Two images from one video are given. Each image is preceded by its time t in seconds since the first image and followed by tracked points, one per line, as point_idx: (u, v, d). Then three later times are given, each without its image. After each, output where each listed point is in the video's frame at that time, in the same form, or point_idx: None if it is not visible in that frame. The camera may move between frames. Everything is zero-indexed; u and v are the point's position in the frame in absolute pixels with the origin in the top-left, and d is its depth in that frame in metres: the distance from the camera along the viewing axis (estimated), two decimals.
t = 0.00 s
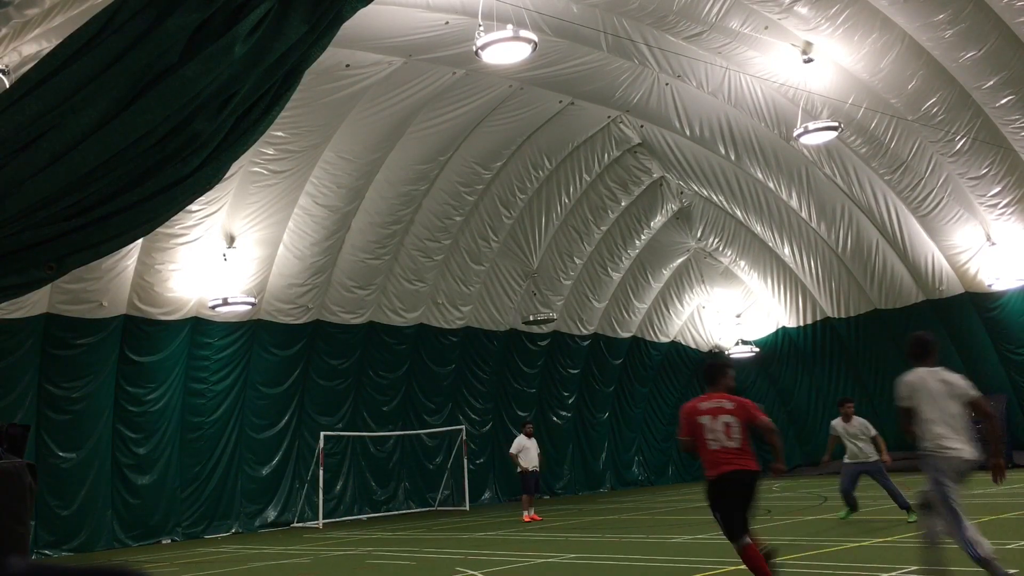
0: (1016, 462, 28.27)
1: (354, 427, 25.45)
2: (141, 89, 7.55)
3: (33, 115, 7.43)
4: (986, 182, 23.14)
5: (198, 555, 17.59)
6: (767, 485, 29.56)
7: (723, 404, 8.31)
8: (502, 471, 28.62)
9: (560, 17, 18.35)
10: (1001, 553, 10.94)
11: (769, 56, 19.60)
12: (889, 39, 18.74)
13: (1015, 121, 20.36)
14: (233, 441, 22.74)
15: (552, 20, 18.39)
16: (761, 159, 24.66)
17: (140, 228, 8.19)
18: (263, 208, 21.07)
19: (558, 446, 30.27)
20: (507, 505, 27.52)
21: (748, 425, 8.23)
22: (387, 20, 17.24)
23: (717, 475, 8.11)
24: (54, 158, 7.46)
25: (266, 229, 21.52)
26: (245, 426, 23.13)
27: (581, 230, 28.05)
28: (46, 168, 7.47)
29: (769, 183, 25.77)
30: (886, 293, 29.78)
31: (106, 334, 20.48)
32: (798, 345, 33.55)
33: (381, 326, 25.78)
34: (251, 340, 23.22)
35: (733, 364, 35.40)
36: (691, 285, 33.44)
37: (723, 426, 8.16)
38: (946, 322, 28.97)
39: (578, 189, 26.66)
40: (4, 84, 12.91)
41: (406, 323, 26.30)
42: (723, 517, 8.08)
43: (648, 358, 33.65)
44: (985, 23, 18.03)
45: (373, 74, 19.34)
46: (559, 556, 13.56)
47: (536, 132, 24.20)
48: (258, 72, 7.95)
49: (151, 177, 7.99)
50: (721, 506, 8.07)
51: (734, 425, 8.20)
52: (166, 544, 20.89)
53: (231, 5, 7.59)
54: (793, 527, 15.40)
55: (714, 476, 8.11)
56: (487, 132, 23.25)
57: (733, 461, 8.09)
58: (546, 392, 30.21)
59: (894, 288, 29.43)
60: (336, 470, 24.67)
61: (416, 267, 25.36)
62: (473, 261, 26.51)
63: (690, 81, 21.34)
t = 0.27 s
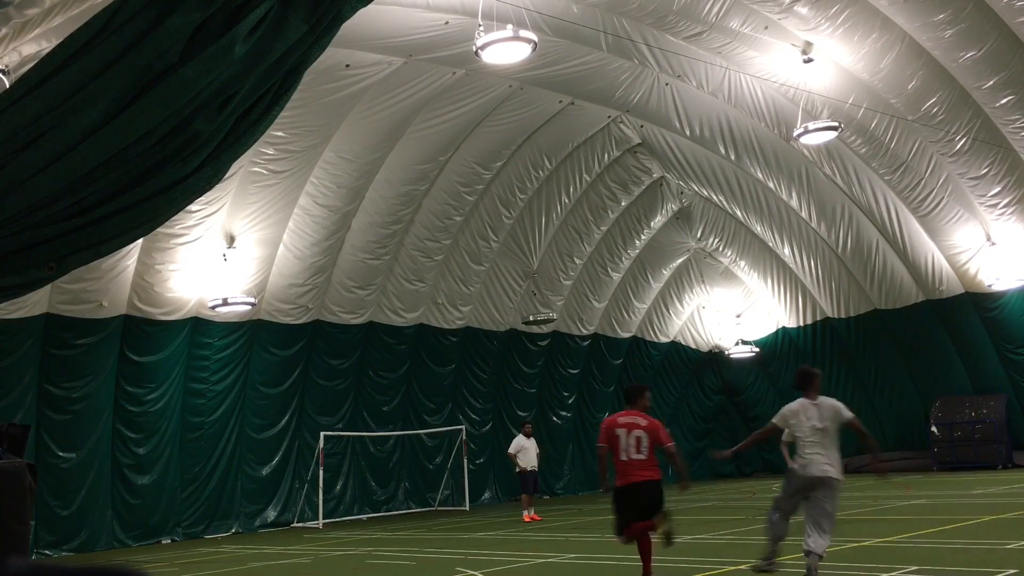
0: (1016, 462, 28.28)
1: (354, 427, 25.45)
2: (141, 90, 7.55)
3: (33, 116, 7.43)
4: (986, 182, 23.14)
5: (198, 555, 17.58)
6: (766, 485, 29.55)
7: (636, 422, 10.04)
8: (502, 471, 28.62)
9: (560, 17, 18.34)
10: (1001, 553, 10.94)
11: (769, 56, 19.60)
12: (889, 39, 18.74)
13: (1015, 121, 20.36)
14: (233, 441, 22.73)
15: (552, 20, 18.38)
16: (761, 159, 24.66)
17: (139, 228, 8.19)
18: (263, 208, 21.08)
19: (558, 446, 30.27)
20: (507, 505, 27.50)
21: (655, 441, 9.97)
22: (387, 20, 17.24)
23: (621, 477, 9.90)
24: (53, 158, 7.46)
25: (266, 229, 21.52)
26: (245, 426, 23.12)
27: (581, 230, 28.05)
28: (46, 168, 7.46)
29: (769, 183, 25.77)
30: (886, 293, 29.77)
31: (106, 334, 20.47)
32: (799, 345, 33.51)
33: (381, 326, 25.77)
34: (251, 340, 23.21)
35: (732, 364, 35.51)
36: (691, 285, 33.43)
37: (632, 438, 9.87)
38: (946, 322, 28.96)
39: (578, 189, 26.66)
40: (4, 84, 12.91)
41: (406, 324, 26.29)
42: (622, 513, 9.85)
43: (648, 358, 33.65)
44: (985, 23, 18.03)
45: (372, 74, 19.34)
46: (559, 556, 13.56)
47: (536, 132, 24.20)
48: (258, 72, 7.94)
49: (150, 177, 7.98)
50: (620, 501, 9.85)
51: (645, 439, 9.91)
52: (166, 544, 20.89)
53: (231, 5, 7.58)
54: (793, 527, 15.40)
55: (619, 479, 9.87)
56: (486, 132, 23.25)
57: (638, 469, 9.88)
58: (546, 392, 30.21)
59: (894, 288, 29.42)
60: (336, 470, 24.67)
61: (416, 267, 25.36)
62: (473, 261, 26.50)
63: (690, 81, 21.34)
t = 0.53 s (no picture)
0: (1016, 461, 28.29)
1: (354, 427, 25.45)
2: (141, 89, 7.56)
3: (33, 115, 7.43)
4: (986, 182, 23.13)
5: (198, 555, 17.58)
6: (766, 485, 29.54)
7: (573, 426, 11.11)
8: (501, 471, 28.61)
9: (560, 17, 18.35)
10: (1000, 552, 10.95)
11: (769, 56, 19.60)
12: (889, 39, 18.74)
13: (1015, 121, 20.36)
14: (233, 441, 22.73)
15: (552, 20, 18.38)
16: (761, 159, 24.66)
17: (139, 228, 8.16)
18: (263, 208, 21.08)
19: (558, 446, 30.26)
20: (507, 505, 27.50)
21: (588, 445, 11.05)
22: (387, 20, 17.25)
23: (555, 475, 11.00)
24: (54, 158, 7.44)
25: (266, 229, 21.52)
26: (245, 426, 23.12)
27: (581, 230, 28.05)
28: (46, 168, 7.44)
29: (769, 183, 25.77)
30: (886, 293, 29.76)
31: (106, 334, 20.47)
32: (799, 345, 33.35)
33: (381, 326, 25.77)
34: (251, 340, 23.21)
35: (732, 364, 35.77)
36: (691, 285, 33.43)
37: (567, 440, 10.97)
38: (946, 322, 28.96)
39: (577, 189, 26.67)
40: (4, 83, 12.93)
41: (406, 324, 26.30)
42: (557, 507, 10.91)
43: (648, 358, 33.64)
44: (985, 23, 18.03)
45: (373, 74, 19.35)
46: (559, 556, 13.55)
47: (536, 132, 24.20)
48: (258, 73, 7.95)
49: (151, 177, 7.97)
50: (553, 496, 10.92)
51: (580, 442, 11.03)
52: (166, 544, 20.88)
53: (231, 5, 7.62)
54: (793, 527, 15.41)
55: (554, 476, 10.98)
56: (486, 132, 23.25)
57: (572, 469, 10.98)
58: (546, 392, 30.21)
59: (894, 288, 29.42)
60: (336, 470, 24.67)
61: (416, 267, 25.36)
62: (473, 261, 26.51)
63: (690, 81, 21.34)
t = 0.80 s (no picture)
0: (1015, 461, 28.28)
1: (354, 427, 25.45)
2: (141, 89, 7.55)
3: (33, 115, 7.42)
4: (986, 182, 23.13)
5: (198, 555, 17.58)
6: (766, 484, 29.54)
7: (523, 428, 12.80)
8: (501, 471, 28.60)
9: (560, 17, 18.35)
10: (1000, 552, 10.95)
11: (769, 56, 19.59)
12: (889, 40, 18.74)
13: (1015, 121, 20.36)
14: (233, 441, 22.73)
15: (552, 20, 18.38)
16: (761, 159, 24.66)
17: (139, 228, 8.16)
18: (263, 208, 21.07)
19: (558, 446, 30.26)
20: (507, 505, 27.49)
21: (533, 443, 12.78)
22: (387, 20, 17.25)
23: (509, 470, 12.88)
24: (54, 158, 7.44)
25: (266, 228, 21.52)
26: (245, 426, 23.12)
27: (581, 230, 28.05)
28: (46, 168, 7.44)
29: (769, 183, 25.77)
30: (886, 293, 29.76)
31: (106, 334, 20.47)
32: (798, 345, 33.42)
33: (381, 326, 25.77)
34: (251, 340, 23.21)
35: (732, 364, 35.62)
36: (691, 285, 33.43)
37: (512, 441, 12.79)
38: (946, 322, 28.96)
39: (577, 189, 26.67)
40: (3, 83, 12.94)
41: (406, 324, 26.29)
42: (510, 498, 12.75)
43: (649, 358, 33.64)
44: (984, 23, 18.03)
45: (373, 74, 19.34)
46: (559, 556, 13.55)
47: (536, 132, 24.20)
48: (258, 72, 7.94)
49: (150, 177, 7.96)
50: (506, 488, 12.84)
51: (525, 443, 12.76)
52: (165, 544, 20.88)
53: (231, 5, 7.60)
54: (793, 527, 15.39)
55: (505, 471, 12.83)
56: (486, 132, 23.25)
57: (519, 465, 12.77)
58: (546, 392, 30.20)
59: (894, 288, 29.43)
60: (336, 470, 24.66)
61: (416, 267, 25.36)
62: (473, 261, 26.51)
63: (690, 81, 21.34)
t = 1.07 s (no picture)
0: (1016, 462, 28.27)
1: (354, 427, 25.45)
2: (141, 89, 7.55)
3: (32, 115, 7.42)
4: (986, 183, 23.13)
5: (198, 555, 17.57)
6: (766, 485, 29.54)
7: (491, 432, 13.77)
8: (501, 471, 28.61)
9: (560, 17, 18.35)
10: (1000, 553, 10.94)
11: (769, 56, 19.59)
12: (889, 40, 18.75)
13: (1015, 121, 20.36)
14: (233, 441, 22.73)
15: (552, 20, 18.38)
16: (761, 159, 24.67)
17: (138, 228, 8.17)
18: (263, 208, 21.07)
19: (557, 446, 30.26)
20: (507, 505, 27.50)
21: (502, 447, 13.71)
22: (387, 20, 17.25)
23: (474, 471, 13.65)
24: (54, 158, 7.45)
25: (266, 228, 21.52)
26: (245, 426, 23.12)
27: (581, 230, 28.05)
28: (45, 168, 7.45)
29: (769, 183, 25.77)
30: (886, 293, 29.77)
31: (106, 334, 20.47)
32: (799, 345, 33.41)
33: (381, 326, 25.77)
34: (251, 340, 23.21)
35: (732, 364, 35.53)
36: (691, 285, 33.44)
37: (486, 444, 13.60)
38: (946, 322, 28.96)
39: (577, 189, 26.67)
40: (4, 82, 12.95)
41: (406, 324, 26.30)
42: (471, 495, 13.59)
43: (648, 358, 33.64)
44: (984, 23, 18.04)
45: (373, 74, 19.34)
46: (559, 556, 13.56)
47: (536, 132, 24.20)
48: (258, 73, 7.94)
49: (150, 177, 7.97)
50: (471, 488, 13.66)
51: (494, 446, 13.66)
52: (166, 544, 20.88)
53: (231, 5, 7.60)
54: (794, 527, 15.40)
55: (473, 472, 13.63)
56: (486, 132, 23.24)
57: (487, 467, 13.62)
58: (546, 392, 30.20)
59: (894, 288, 29.43)
60: (336, 470, 24.68)
61: (416, 267, 25.36)
62: (473, 261, 26.51)
63: (690, 81, 21.34)
